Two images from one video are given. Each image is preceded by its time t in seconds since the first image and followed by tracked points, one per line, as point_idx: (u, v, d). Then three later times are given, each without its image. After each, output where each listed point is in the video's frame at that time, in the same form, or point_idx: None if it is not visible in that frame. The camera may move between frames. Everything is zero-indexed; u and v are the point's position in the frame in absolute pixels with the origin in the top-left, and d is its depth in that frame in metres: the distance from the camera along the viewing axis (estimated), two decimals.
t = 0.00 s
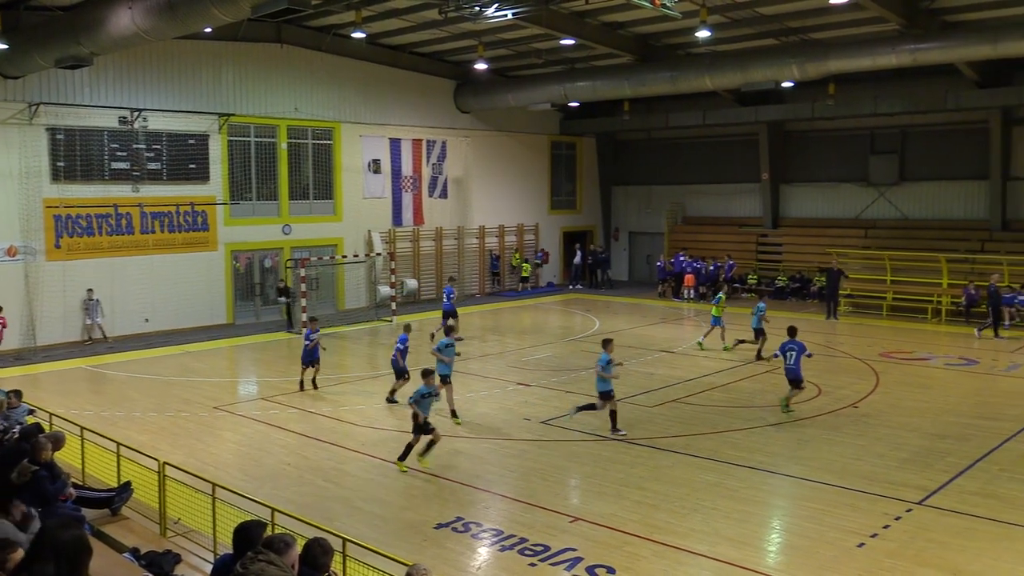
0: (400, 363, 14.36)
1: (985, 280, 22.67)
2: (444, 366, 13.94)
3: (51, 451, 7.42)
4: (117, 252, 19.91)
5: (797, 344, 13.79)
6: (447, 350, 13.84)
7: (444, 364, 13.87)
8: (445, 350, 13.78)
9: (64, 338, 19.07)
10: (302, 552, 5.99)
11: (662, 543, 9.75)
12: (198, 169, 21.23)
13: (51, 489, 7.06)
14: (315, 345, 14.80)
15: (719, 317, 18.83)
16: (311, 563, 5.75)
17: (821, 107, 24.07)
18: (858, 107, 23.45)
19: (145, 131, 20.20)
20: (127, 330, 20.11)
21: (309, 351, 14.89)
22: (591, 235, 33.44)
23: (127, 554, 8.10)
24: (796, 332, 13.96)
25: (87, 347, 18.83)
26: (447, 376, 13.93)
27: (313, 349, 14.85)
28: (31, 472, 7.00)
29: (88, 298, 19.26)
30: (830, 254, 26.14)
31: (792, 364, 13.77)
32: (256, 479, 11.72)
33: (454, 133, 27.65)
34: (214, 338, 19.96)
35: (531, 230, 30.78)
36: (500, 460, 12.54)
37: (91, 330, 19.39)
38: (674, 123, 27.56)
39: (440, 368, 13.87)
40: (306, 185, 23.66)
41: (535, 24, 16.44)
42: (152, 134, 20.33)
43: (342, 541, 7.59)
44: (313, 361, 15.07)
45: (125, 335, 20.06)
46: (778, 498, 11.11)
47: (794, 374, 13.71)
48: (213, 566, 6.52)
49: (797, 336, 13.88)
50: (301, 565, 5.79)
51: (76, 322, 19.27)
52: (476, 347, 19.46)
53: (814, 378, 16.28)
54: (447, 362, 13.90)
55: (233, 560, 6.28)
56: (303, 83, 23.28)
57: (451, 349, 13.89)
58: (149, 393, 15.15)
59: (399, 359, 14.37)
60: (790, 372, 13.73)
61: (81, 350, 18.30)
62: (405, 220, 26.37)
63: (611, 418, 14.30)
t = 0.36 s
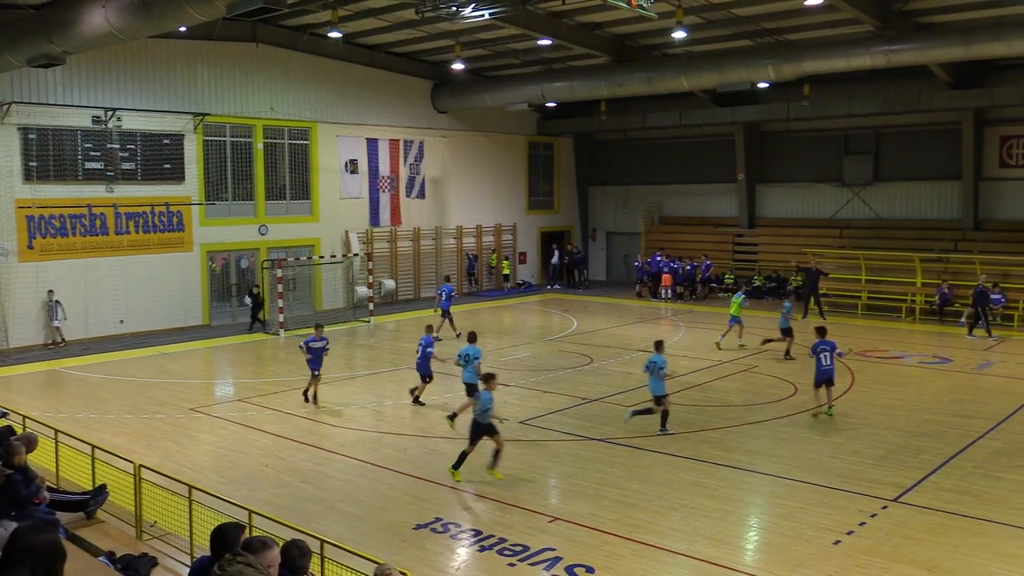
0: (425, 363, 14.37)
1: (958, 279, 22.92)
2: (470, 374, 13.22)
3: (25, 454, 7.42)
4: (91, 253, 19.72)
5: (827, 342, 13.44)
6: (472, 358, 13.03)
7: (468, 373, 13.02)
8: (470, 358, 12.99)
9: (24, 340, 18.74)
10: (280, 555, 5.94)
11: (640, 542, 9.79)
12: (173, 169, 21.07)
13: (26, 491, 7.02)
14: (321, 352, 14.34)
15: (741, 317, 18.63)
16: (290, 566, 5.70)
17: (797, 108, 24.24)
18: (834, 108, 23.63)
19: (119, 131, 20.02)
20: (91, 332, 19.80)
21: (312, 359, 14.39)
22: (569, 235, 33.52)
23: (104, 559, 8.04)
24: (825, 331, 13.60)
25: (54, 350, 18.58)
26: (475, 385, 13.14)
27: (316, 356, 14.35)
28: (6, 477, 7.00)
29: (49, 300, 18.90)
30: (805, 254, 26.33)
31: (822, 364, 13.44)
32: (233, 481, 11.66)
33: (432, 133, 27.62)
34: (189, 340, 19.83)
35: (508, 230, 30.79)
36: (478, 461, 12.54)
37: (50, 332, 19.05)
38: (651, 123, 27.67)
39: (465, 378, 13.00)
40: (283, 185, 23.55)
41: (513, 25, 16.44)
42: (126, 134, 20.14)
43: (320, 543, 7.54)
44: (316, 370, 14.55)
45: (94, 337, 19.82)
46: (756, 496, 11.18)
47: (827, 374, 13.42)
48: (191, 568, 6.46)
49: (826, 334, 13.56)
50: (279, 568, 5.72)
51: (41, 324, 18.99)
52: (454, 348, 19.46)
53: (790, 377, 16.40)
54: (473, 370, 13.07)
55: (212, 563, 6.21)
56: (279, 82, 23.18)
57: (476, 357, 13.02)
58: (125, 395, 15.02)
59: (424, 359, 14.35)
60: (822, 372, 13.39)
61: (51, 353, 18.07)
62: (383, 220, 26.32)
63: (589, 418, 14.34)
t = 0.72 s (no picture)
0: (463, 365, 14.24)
1: (950, 279, 23.04)
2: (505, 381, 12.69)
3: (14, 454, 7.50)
4: (81, 253, 19.65)
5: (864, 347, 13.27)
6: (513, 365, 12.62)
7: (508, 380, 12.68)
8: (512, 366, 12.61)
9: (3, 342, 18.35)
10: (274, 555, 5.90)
11: (632, 542, 9.79)
12: (164, 169, 21.01)
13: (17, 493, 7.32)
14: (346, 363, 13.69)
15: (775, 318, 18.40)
16: (284, 567, 5.66)
17: (788, 108, 24.31)
18: (825, 108, 23.70)
19: (110, 131, 19.95)
20: (73, 334, 19.57)
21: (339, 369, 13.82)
22: (561, 235, 33.53)
23: (95, 560, 8.01)
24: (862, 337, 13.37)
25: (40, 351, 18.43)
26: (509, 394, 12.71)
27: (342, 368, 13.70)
28: None
29: (29, 300, 18.68)
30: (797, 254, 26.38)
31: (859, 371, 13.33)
32: (225, 482, 11.62)
33: (424, 133, 27.60)
34: (180, 340, 19.76)
35: (500, 230, 30.78)
36: (471, 461, 12.51)
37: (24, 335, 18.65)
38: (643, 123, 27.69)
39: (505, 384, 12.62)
40: (274, 185, 23.51)
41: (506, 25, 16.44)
42: (117, 134, 20.08)
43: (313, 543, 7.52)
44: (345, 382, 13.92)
45: (82, 338, 19.71)
46: (748, 495, 11.20)
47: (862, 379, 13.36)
48: (185, 567, 6.49)
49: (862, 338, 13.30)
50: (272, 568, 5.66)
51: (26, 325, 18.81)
52: (447, 348, 19.45)
53: (782, 377, 16.42)
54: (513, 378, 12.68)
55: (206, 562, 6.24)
56: (271, 82, 23.14)
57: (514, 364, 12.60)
58: (116, 396, 14.96)
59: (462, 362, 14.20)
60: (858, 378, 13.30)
61: (39, 354, 17.96)
62: (375, 220, 26.31)
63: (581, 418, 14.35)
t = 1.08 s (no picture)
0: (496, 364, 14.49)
1: (928, 278, 23.24)
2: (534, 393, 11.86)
3: None
4: (60, 253, 19.49)
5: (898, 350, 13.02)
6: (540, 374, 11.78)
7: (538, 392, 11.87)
8: (540, 375, 11.81)
9: None
10: (256, 555, 5.78)
11: (615, 541, 9.80)
12: (145, 169, 20.88)
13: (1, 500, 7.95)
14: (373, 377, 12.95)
15: (800, 316, 18.57)
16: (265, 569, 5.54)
17: (769, 109, 24.44)
18: (807, 109, 23.82)
19: (89, 130, 19.81)
20: (51, 335, 19.40)
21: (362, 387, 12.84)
22: (544, 235, 33.56)
23: (76, 563, 7.97)
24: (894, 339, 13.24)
25: (18, 352, 18.25)
26: (541, 406, 11.90)
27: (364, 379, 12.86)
28: None
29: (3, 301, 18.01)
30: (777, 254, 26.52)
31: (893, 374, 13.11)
32: (206, 483, 11.55)
33: (407, 133, 27.56)
34: (160, 341, 19.64)
35: (483, 230, 30.77)
36: (454, 462, 12.50)
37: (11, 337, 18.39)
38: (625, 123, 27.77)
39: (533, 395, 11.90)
40: (256, 186, 23.42)
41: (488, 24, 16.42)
42: (97, 133, 19.94)
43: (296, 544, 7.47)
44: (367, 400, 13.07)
45: (61, 339, 19.56)
46: (731, 494, 11.24)
47: (895, 384, 13.11)
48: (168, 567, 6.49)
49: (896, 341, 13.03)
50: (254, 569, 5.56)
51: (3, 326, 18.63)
52: (429, 348, 19.42)
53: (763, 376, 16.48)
54: (539, 388, 11.90)
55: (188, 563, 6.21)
56: (253, 81, 23.05)
57: (544, 374, 11.77)
58: (97, 397, 14.85)
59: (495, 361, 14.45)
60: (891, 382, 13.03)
61: (17, 355, 17.79)
62: (357, 220, 26.26)
63: (563, 417, 14.36)
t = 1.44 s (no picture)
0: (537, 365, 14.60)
1: (913, 278, 23.47)
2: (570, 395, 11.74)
3: None
4: (52, 254, 19.49)
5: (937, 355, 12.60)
6: (573, 378, 11.69)
7: (570, 397, 11.78)
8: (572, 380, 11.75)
9: None
10: (245, 553, 5.83)
11: (604, 539, 9.93)
12: (136, 170, 20.89)
13: None
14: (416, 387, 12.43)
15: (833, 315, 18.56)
16: (256, 567, 5.58)
17: (756, 111, 24.65)
18: (794, 111, 24.00)
19: (81, 132, 19.82)
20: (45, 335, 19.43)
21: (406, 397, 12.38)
22: (534, 236, 33.70)
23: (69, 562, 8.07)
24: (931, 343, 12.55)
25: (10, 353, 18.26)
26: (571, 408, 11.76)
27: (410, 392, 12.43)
28: None
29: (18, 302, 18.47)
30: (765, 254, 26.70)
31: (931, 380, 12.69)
32: (198, 483, 11.63)
33: (397, 134, 27.64)
34: (152, 342, 19.67)
35: (473, 231, 30.88)
36: (444, 461, 12.60)
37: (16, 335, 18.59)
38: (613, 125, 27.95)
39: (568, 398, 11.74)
40: (248, 187, 23.47)
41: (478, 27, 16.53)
42: (88, 135, 19.96)
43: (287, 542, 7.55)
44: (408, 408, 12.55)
45: (53, 340, 19.58)
46: (718, 492, 11.38)
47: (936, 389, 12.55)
48: (163, 565, 6.53)
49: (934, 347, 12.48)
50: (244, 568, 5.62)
51: None
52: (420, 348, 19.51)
53: (751, 375, 16.64)
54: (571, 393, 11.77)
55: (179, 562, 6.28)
56: (244, 83, 23.11)
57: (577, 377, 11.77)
58: (89, 397, 14.91)
59: (534, 360, 14.56)
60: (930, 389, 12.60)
61: (10, 355, 17.80)
62: (348, 221, 26.34)
63: (553, 416, 14.47)
